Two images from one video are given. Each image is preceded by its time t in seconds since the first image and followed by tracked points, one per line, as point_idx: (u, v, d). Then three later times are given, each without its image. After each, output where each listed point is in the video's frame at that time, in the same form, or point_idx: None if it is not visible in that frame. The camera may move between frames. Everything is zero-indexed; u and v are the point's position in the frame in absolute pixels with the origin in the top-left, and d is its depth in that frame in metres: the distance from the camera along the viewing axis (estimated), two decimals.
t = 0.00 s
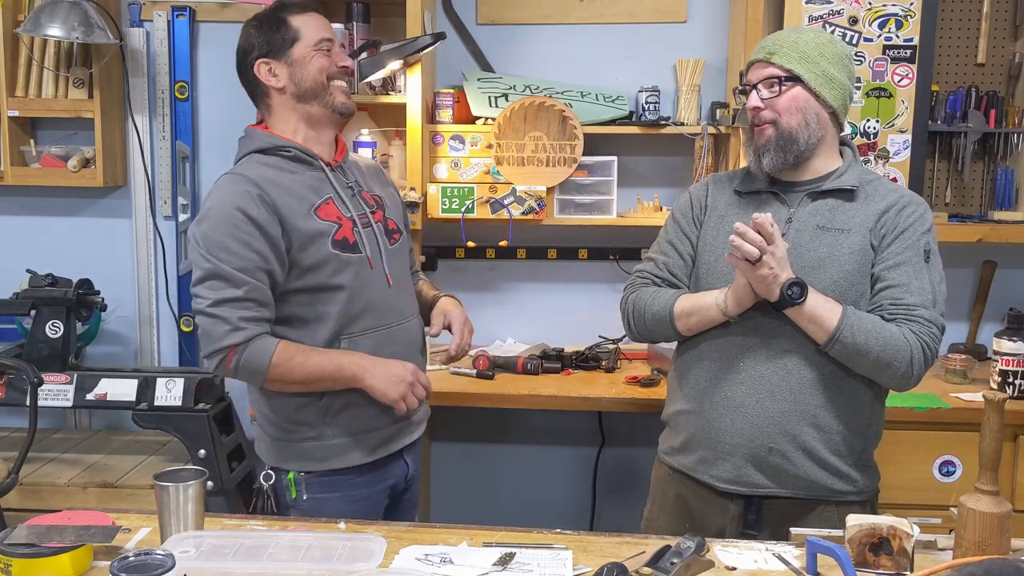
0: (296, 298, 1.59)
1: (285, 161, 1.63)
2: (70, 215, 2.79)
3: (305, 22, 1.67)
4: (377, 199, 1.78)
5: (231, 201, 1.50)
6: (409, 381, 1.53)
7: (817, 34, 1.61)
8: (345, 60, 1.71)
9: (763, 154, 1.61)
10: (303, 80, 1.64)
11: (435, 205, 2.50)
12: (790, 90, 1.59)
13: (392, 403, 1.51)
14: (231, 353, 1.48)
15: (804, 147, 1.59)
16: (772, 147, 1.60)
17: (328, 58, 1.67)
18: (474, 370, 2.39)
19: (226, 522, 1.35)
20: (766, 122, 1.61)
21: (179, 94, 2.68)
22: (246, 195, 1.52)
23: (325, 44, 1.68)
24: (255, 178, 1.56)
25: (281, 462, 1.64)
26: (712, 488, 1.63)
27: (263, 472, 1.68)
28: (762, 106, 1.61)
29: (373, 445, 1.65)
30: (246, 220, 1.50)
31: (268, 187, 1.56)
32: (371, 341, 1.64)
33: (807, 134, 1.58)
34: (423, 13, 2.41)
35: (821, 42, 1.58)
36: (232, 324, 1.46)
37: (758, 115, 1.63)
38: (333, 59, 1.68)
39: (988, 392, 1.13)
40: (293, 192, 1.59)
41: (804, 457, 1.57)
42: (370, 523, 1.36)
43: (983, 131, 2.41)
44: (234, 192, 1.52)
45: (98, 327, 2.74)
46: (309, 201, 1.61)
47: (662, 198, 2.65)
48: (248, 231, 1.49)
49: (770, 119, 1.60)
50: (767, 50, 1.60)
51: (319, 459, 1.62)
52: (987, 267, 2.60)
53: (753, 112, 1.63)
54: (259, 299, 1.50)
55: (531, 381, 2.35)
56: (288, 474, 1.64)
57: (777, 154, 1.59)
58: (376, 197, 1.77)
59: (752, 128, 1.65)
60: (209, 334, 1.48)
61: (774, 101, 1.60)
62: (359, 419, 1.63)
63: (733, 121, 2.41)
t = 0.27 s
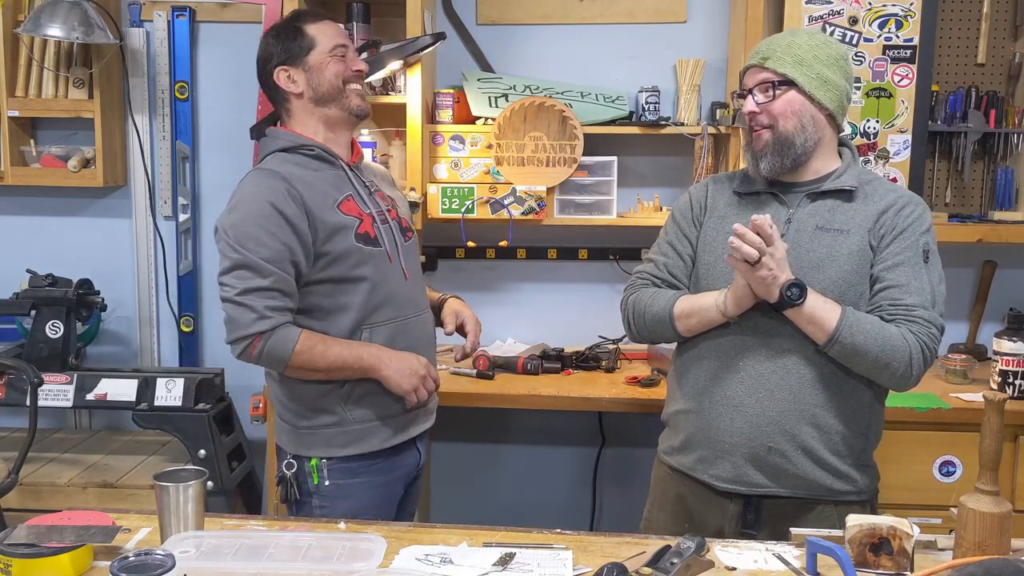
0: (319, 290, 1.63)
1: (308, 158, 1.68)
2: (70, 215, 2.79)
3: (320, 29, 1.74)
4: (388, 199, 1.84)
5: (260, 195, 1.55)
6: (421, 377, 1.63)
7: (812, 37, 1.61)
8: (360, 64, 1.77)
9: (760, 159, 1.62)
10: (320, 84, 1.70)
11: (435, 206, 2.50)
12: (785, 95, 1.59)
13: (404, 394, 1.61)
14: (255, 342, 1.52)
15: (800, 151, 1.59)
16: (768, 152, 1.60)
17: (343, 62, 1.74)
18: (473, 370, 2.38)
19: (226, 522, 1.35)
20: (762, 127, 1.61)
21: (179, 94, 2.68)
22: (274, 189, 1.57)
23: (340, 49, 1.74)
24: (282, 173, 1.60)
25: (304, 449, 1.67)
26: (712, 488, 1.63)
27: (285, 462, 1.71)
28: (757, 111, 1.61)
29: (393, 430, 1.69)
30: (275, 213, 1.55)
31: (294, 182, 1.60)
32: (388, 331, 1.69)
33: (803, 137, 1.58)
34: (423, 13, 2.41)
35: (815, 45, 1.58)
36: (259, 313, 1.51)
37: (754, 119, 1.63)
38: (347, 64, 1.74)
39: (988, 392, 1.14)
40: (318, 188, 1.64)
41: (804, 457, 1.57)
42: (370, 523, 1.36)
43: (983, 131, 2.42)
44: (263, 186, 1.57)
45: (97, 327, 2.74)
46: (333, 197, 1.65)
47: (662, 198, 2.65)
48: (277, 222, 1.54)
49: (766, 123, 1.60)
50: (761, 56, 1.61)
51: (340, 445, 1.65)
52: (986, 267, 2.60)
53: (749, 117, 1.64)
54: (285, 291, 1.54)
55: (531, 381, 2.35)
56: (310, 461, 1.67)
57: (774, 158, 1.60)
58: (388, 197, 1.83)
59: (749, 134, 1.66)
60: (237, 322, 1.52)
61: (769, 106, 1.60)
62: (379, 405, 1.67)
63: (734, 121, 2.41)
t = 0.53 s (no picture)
0: (326, 287, 1.65)
1: (323, 159, 1.69)
2: (70, 215, 2.79)
3: (346, 32, 1.75)
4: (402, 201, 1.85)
5: (274, 194, 1.57)
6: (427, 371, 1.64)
7: (812, 37, 1.61)
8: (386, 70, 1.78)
9: (754, 156, 1.62)
10: (342, 87, 1.72)
11: (435, 205, 2.50)
12: (783, 93, 1.59)
13: (410, 389, 1.62)
14: (265, 338, 1.54)
15: (795, 149, 1.59)
16: (762, 150, 1.60)
17: (367, 67, 1.74)
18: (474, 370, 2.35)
19: (226, 522, 1.35)
20: (758, 124, 1.61)
21: (179, 95, 2.68)
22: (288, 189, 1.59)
23: (367, 53, 1.75)
24: (296, 174, 1.62)
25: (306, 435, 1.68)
26: (715, 488, 1.63)
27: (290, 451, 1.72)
28: (754, 108, 1.61)
29: (397, 423, 1.71)
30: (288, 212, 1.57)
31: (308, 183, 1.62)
32: (395, 330, 1.70)
33: (798, 137, 1.58)
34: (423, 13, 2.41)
35: (814, 45, 1.58)
36: (270, 309, 1.53)
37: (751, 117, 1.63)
38: (370, 67, 1.75)
39: (988, 392, 1.14)
40: (331, 189, 1.65)
41: (807, 457, 1.57)
42: (370, 523, 1.36)
43: (983, 131, 2.42)
44: (278, 186, 1.59)
45: (97, 327, 2.74)
46: (344, 199, 1.67)
47: (662, 198, 2.65)
48: (289, 222, 1.55)
49: (761, 121, 1.60)
50: (760, 54, 1.62)
51: (344, 435, 1.66)
52: (986, 267, 2.60)
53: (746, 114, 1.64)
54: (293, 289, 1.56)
55: (531, 381, 2.35)
56: (314, 449, 1.68)
57: (767, 156, 1.60)
58: (402, 200, 1.84)
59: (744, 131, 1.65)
60: (248, 317, 1.54)
61: (766, 104, 1.60)
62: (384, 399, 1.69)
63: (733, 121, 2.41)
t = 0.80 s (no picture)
0: (323, 286, 1.66)
1: (333, 156, 1.71)
2: (70, 215, 2.79)
3: (356, 38, 1.71)
4: (417, 204, 1.84)
5: (274, 190, 1.59)
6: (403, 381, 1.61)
7: (809, 36, 1.61)
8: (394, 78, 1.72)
9: (759, 157, 1.62)
10: (347, 97, 1.70)
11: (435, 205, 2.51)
12: (782, 92, 1.59)
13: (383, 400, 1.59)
14: (243, 328, 1.55)
15: (798, 148, 1.59)
16: (767, 150, 1.60)
17: (372, 76, 1.70)
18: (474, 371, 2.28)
19: (225, 522, 1.35)
20: (760, 125, 1.61)
21: (179, 94, 2.68)
22: (289, 185, 1.61)
23: (373, 61, 1.70)
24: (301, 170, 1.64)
25: (297, 432, 1.69)
26: (714, 487, 1.63)
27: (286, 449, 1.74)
28: (755, 110, 1.61)
29: (387, 429, 1.70)
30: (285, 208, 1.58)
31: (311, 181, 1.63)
32: (393, 334, 1.69)
33: (801, 135, 1.59)
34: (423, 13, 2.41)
35: (812, 44, 1.58)
36: (250, 302, 1.54)
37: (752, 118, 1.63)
38: (374, 77, 1.70)
39: (988, 392, 1.14)
40: (335, 187, 1.67)
41: (807, 456, 1.57)
42: (370, 523, 1.36)
43: (983, 131, 2.42)
44: (279, 182, 1.60)
45: (97, 327, 2.74)
46: (348, 198, 1.67)
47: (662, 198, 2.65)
48: (283, 218, 1.56)
49: (763, 122, 1.60)
50: (758, 56, 1.61)
51: (334, 437, 1.67)
52: (987, 267, 2.60)
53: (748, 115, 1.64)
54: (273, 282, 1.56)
55: (531, 381, 2.35)
56: (308, 449, 1.68)
57: (773, 156, 1.60)
58: (416, 203, 1.83)
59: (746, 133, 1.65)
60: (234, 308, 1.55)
61: (767, 104, 1.60)
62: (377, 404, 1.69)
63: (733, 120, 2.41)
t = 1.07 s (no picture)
0: (320, 291, 1.65)
1: (337, 159, 1.72)
2: (70, 215, 2.79)
3: (363, 39, 1.70)
4: (428, 212, 1.81)
5: (270, 190, 1.60)
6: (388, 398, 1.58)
7: (811, 38, 1.61)
8: (400, 81, 1.70)
9: (761, 159, 1.62)
10: (352, 99, 1.70)
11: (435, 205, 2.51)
12: (784, 93, 1.59)
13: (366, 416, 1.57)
14: (230, 331, 1.57)
15: (800, 151, 1.59)
16: (769, 153, 1.61)
17: (377, 79, 1.68)
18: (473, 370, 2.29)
19: (226, 522, 1.35)
20: (762, 126, 1.61)
21: (179, 94, 2.68)
22: (286, 186, 1.61)
23: (380, 64, 1.69)
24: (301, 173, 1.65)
25: (292, 447, 1.69)
26: (713, 487, 1.63)
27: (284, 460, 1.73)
28: (756, 110, 1.61)
29: (380, 446, 1.67)
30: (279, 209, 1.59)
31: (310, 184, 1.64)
32: (390, 344, 1.66)
33: (803, 137, 1.59)
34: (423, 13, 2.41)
35: (814, 46, 1.58)
36: (236, 304, 1.56)
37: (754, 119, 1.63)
38: (377, 80, 1.68)
39: (988, 392, 1.14)
40: (336, 191, 1.67)
41: (807, 456, 1.57)
42: (370, 523, 1.36)
43: (983, 131, 2.42)
44: (277, 182, 1.61)
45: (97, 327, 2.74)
46: (348, 202, 1.67)
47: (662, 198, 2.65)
48: (275, 220, 1.57)
49: (765, 123, 1.60)
50: (760, 56, 1.61)
51: (328, 452, 1.65)
52: (987, 267, 2.60)
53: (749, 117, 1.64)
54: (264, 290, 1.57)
55: (531, 381, 2.35)
56: (304, 465, 1.67)
57: (775, 159, 1.60)
58: (426, 210, 1.81)
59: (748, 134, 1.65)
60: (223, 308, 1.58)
61: (768, 105, 1.60)
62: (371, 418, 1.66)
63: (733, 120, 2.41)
